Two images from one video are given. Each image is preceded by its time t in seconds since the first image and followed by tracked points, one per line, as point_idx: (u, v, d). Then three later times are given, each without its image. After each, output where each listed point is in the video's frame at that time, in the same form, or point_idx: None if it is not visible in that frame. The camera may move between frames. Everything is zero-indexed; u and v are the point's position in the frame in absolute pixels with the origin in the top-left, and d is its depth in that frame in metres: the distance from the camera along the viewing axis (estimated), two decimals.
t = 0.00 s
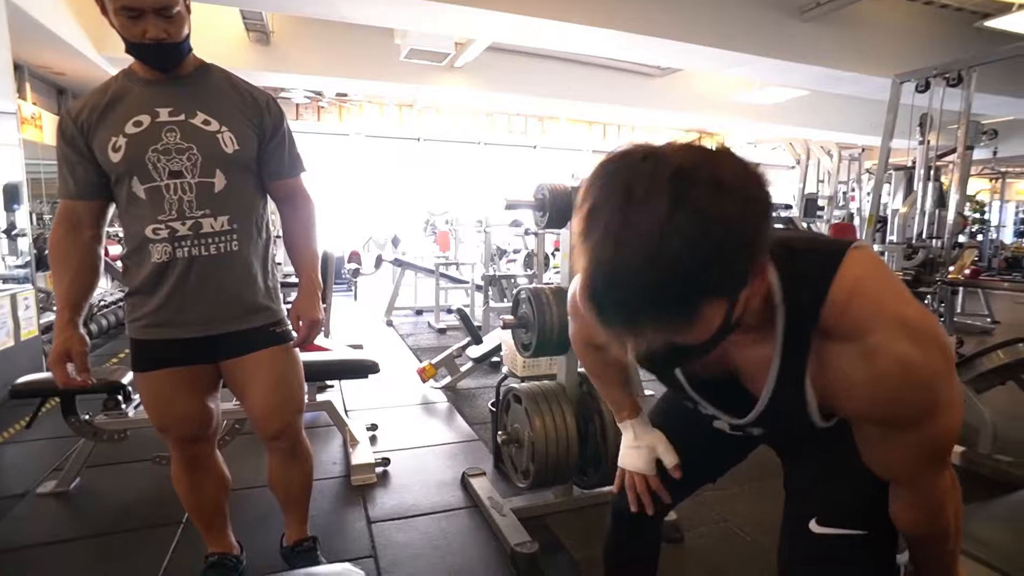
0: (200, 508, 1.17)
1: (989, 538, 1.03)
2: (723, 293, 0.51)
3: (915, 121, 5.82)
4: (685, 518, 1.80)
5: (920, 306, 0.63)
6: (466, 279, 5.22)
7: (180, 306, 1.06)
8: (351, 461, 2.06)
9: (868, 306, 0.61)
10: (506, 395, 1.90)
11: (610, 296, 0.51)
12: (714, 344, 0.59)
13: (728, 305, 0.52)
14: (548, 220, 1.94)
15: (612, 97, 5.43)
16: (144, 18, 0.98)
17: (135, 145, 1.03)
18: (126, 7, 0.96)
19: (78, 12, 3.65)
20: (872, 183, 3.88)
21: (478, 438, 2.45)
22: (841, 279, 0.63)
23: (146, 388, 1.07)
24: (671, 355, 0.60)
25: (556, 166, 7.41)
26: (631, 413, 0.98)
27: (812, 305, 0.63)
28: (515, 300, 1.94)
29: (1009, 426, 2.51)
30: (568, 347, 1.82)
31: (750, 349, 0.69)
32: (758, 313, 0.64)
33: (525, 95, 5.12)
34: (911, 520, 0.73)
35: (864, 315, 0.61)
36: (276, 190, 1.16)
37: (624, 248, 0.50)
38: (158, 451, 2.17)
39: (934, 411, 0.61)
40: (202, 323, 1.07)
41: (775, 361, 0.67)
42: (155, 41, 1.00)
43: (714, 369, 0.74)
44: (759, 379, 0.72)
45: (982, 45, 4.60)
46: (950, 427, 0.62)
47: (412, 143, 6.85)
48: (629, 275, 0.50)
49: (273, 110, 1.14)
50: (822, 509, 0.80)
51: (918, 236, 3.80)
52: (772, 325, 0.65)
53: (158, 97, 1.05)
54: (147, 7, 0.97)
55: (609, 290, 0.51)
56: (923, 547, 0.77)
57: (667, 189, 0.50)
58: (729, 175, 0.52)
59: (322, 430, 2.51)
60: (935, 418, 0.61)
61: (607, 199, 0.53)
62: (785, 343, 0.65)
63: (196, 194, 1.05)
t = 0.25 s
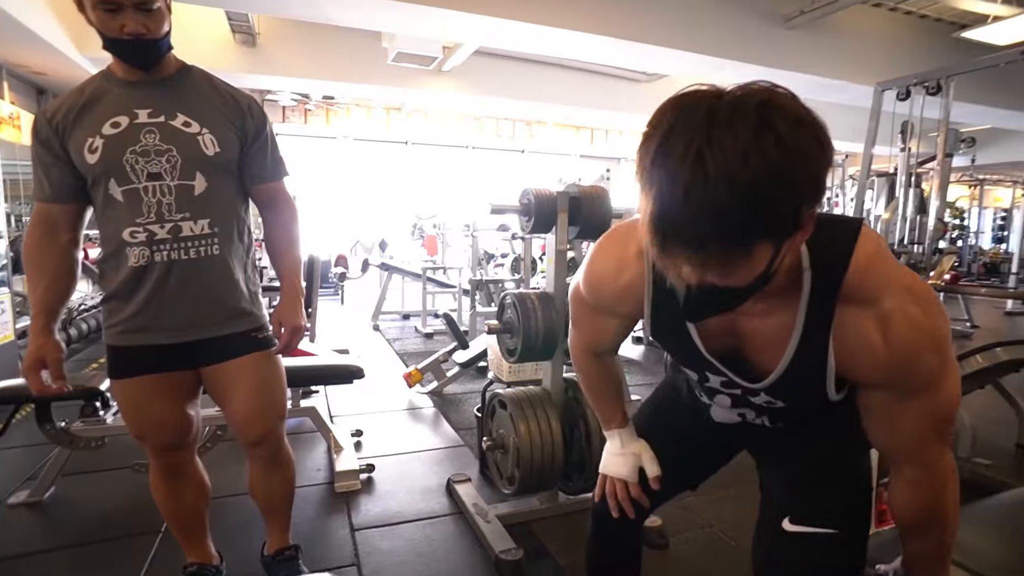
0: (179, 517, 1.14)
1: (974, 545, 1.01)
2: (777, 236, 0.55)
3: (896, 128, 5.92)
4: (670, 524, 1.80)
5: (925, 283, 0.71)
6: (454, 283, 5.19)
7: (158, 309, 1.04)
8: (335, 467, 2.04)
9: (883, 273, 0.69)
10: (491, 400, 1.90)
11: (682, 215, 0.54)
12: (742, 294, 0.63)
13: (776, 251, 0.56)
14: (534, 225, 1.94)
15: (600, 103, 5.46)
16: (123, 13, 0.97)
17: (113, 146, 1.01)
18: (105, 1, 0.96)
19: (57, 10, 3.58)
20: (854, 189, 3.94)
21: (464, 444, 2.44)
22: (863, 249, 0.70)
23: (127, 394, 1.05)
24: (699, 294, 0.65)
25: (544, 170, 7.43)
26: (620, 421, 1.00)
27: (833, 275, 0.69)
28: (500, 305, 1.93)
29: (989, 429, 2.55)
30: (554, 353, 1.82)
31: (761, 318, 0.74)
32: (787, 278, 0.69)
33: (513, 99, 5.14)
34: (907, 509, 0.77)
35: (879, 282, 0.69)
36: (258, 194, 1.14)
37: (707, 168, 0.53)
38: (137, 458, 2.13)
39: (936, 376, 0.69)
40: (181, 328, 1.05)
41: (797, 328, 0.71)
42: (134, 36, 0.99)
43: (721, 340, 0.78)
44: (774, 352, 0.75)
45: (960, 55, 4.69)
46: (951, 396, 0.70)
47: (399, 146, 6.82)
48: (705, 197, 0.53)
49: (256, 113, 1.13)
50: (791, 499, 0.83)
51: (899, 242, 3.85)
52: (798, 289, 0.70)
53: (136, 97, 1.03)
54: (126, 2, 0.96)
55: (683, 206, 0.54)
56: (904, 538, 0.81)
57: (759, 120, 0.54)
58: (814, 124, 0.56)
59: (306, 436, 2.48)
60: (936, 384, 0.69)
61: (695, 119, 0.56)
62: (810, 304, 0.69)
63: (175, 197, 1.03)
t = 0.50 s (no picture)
0: (163, 534, 1.12)
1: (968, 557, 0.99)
2: (790, 225, 0.58)
3: (882, 138, 6.00)
4: (663, 535, 1.79)
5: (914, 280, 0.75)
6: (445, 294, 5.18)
7: (142, 322, 1.03)
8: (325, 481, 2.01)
9: (880, 268, 0.73)
10: (483, 412, 1.88)
11: (710, 199, 0.57)
12: (749, 284, 0.66)
13: (787, 242, 0.60)
14: (524, 236, 1.94)
15: (590, 114, 5.50)
16: (109, 24, 0.97)
17: (97, 159, 1.00)
18: (90, 11, 0.95)
19: (45, 22, 3.57)
20: (842, 199, 3.98)
21: (456, 456, 2.42)
22: (863, 245, 0.73)
23: (111, 409, 1.03)
24: (710, 283, 0.67)
25: (535, 181, 7.45)
26: (610, 432, 0.96)
27: (838, 270, 0.70)
28: (491, 316, 1.92)
29: (979, 436, 2.56)
30: (545, 364, 1.82)
31: (764, 316, 0.76)
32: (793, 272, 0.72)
33: (504, 110, 5.17)
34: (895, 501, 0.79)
35: (878, 276, 0.72)
36: (245, 206, 1.14)
37: (735, 154, 0.55)
38: (123, 475, 2.09)
39: (931, 365, 0.72)
40: (166, 343, 1.03)
41: (807, 321, 0.72)
42: (119, 47, 0.98)
43: (726, 337, 0.79)
44: (781, 347, 0.77)
45: (943, 67, 4.78)
46: (943, 384, 0.73)
47: (390, 157, 6.83)
48: (736, 181, 0.55)
49: (243, 125, 1.12)
50: (776, 479, 0.84)
51: (887, 250, 3.89)
52: (805, 285, 0.72)
53: (121, 110, 1.02)
54: (112, 13, 0.96)
55: (709, 190, 0.56)
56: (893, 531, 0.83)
57: (787, 111, 0.57)
58: (833, 118, 0.59)
59: (295, 450, 2.45)
60: (931, 373, 0.72)
61: (724, 107, 0.59)
62: (821, 297, 0.71)
63: (160, 210, 1.02)
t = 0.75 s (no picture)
0: (164, 548, 1.12)
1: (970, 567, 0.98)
2: (796, 236, 0.58)
3: (881, 143, 6.01)
4: (665, 544, 1.78)
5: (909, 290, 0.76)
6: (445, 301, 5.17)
7: (137, 333, 1.02)
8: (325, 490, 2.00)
9: (875, 274, 0.74)
10: (483, 421, 1.87)
11: (716, 207, 0.57)
12: (753, 298, 0.66)
13: (791, 252, 0.60)
14: (523, 243, 1.94)
15: (589, 120, 5.52)
16: (96, 35, 0.96)
17: (92, 169, 1.00)
18: (79, 22, 0.94)
19: (46, 33, 3.59)
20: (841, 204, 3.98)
21: (456, 465, 2.41)
22: (855, 256, 0.74)
23: (109, 420, 1.02)
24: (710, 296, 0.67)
25: (535, 187, 7.46)
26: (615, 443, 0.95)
27: (836, 278, 0.71)
28: (491, 324, 1.92)
29: (982, 442, 2.55)
30: (546, 372, 1.81)
31: (764, 329, 0.77)
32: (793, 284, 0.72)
33: (503, 118, 5.18)
34: (903, 513, 0.77)
35: (873, 285, 0.73)
36: (241, 217, 1.14)
37: (742, 167, 0.56)
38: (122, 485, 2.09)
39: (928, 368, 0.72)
40: (160, 355, 1.03)
41: (811, 327, 0.72)
42: (108, 58, 0.97)
43: (728, 351, 0.80)
44: (785, 357, 0.77)
45: (940, 72, 4.80)
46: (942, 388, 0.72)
47: (390, 164, 6.84)
48: (743, 189, 0.55)
49: (239, 136, 1.13)
50: (757, 500, 0.87)
51: (887, 255, 3.88)
52: (805, 298, 0.73)
53: (116, 121, 1.02)
54: (100, 24, 0.95)
55: (716, 202, 0.56)
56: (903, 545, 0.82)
57: (789, 124, 0.58)
58: (830, 133, 0.60)
59: (295, 459, 2.44)
60: (931, 377, 0.72)
61: (725, 122, 0.60)
62: (822, 306, 0.71)
63: (155, 220, 1.02)
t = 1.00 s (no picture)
0: (171, 555, 1.12)
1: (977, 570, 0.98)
2: (782, 234, 0.61)
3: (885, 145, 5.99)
4: (672, 549, 1.77)
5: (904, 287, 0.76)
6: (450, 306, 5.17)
7: (144, 339, 1.03)
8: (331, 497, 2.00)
9: (869, 274, 0.74)
10: (489, 426, 1.87)
11: (705, 201, 0.60)
12: (745, 295, 0.67)
13: (780, 250, 0.62)
14: (527, 248, 1.94)
15: (592, 125, 5.53)
16: (103, 47, 0.96)
17: (101, 176, 1.01)
18: (85, 34, 0.95)
19: (55, 44, 3.63)
20: (846, 206, 3.97)
21: (462, 470, 2.40)
22: (849, 255, 0.75)
23: (119, 424, 1.03)
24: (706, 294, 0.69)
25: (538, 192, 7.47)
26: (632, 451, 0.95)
27: (831, 279, 0.72)
28: (496, 330, 1.92)
29: (992, 445, 2.52)
30: (551, 377, 1.81)
31: (764, 331, 0.78)
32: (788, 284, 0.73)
33: (506, 123, 5.20)
34: (906, 515, 0.76)
35: (869, 283, 0.73)
36: (248, 224, 1.14)
37: (730, 162, 0.59)
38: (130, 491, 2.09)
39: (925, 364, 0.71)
40: (166, 363, 1.03)
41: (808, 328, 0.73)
42: (114, 69, 0.98)
43: (730, 354, 0.80)
44: (785, 358, 0.77)
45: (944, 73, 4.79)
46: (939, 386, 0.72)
47: (394, 170, 6.86)
48: (731, 185, 0.59)
49: (248, 144, 1.13)
50: (761, 497, 0.87)
51: (893, 257, 3.86)
52: (802, 299, 0.74)
53: (126, 129, 1.04)
54: (106, 36, 0.95)
55: (706, 194, 0.60)
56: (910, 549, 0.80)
57: (775, 126, 0.61)
58: (820, 140, 0.64)
59: (301, 465, 2.44)
60: (927, 373, 0.71)
61: (714, 125, 0.64)
62: (818, 304, 0.71)
63: (161, 227, 1.03)
